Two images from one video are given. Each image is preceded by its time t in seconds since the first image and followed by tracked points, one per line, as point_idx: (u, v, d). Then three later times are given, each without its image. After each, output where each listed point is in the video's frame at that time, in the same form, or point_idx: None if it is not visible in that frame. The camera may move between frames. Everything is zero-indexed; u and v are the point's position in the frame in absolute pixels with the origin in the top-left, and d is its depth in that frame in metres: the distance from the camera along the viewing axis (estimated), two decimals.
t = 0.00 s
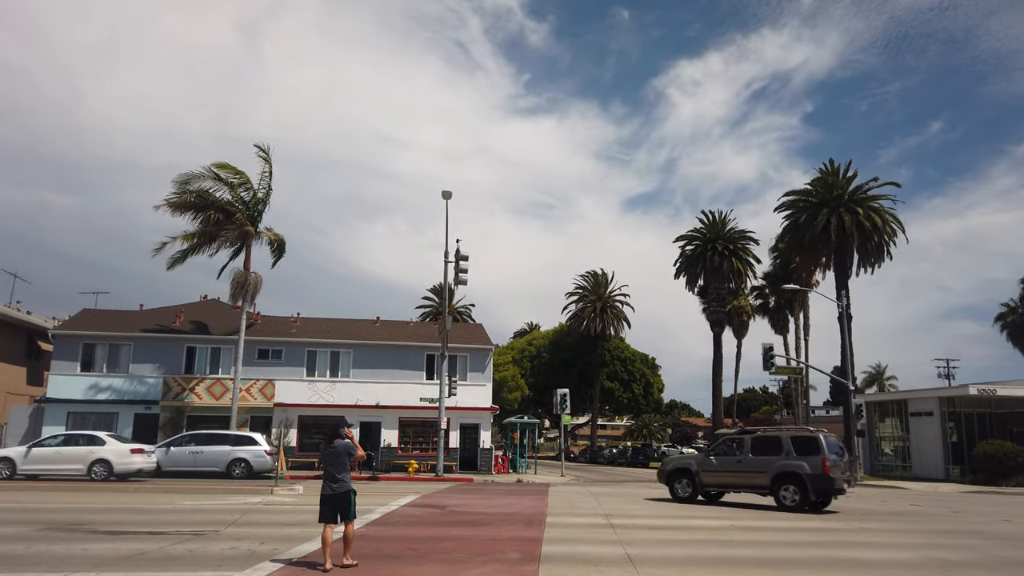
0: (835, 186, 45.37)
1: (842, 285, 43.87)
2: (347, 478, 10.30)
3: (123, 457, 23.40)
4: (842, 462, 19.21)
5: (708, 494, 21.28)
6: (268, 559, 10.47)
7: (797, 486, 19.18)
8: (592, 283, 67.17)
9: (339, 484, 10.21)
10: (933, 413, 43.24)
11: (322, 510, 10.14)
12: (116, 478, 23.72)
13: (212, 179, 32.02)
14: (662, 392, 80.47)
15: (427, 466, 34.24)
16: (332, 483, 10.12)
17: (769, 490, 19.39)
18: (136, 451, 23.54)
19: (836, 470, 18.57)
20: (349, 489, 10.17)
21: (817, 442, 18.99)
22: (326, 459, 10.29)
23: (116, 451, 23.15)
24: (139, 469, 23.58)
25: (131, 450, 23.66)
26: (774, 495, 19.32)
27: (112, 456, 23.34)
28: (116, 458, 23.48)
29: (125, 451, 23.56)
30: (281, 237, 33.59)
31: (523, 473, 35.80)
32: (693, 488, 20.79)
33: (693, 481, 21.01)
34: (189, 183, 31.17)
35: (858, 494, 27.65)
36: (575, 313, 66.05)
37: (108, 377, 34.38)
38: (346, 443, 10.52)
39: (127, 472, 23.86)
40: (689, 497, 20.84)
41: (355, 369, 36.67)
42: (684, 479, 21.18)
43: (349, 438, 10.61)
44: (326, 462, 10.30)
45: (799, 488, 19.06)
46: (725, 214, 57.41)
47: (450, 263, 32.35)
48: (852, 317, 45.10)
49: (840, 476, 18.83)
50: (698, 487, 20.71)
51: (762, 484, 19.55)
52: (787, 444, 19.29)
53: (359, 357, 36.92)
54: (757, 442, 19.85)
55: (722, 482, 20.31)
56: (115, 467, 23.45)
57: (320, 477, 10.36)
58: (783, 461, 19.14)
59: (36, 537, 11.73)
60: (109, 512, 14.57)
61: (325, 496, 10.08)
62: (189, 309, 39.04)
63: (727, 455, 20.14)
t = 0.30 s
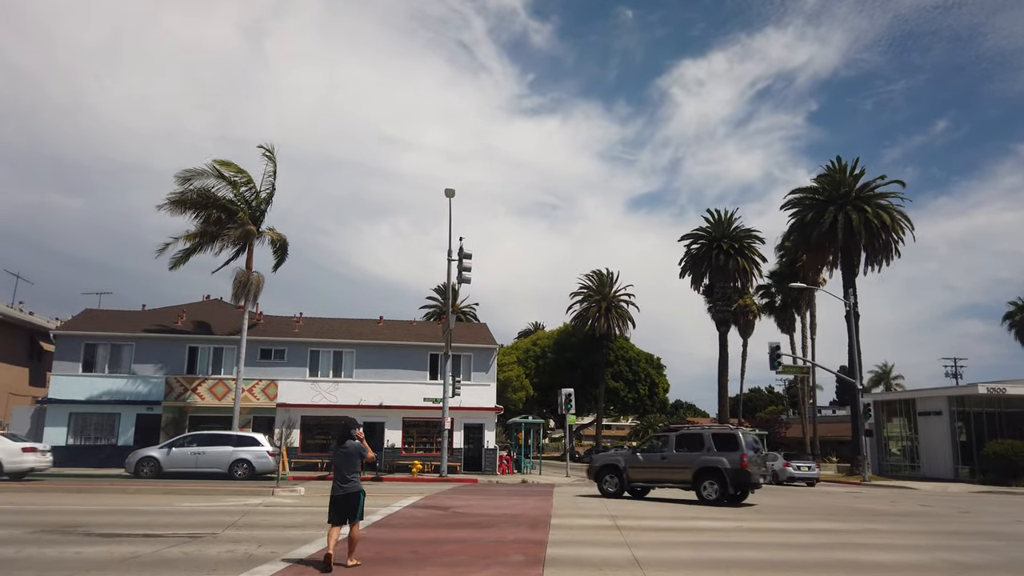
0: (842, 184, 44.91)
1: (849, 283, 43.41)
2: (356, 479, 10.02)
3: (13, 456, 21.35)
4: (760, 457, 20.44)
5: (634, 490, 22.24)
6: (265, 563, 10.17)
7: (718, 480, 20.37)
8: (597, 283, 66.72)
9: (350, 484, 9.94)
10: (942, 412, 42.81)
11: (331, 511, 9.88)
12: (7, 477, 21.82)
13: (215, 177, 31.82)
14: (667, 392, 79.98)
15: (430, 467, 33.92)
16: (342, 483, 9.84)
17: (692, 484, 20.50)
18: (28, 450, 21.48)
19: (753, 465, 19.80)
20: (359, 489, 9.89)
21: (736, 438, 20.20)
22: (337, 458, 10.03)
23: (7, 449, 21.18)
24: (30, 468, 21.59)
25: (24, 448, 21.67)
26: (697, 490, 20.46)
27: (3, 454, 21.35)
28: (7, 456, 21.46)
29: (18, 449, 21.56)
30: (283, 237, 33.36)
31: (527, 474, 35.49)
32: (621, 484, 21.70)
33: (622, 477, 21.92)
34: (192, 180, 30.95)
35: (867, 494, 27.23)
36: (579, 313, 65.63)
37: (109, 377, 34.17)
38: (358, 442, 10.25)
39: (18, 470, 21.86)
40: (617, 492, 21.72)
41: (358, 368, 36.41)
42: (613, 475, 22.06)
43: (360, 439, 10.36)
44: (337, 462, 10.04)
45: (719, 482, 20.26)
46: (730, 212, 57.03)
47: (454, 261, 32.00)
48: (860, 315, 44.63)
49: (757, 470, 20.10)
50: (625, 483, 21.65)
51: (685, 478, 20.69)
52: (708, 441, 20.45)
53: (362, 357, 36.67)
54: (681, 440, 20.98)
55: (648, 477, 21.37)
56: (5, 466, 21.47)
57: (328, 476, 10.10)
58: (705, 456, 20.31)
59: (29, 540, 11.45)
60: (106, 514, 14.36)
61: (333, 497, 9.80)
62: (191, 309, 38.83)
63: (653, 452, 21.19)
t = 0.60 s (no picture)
0: (856, 182, 44.47)
1: (863, 282, 42.98)
2: (376, 479, 9.90)
3: None
4: (688, 454, 21.75)
5: (569, 488, 23.11)
6: (275, 565, 10.04)
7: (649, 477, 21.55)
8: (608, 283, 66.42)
9: (371, 483, 9.79)
10: (958, 412, 42.36)
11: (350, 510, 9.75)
12: None
13: (226, 178, 31.82)
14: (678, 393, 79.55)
15: (441, 468, 33.84)
16: (363, 481, 9.72)
17: (626, 480, 21.51)
18: None
19: (683, 461, 21.10)
20: (379, 489, 9.78)
21: (668, 437, 21.44)
22: (358, 456, 9.92)
23: None
24: None
25: None
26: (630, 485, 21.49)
27: None
28: None
29: None
30: (294, 238, 33.36)
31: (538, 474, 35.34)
32: (558, 482, 22.50)
33: (558, 475, 22.75)
34: (203, 182, 30.98)
35: (884, 496, 26.88)
36: (590, 313, 65.38)
37: (122, 378, 34.25)
38: (378, 443, 10.15)
39: None
40: (554, 490, 22.47)
41: (369, 369, 36.35)
42: (549, 474, 22.84)
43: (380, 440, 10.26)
44: (357, 461, 9.92)
45: (651, 479, 21.37)
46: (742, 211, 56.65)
47: (465, 261, 31.82)
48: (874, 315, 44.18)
49: (686, 466, 21.42)
50: (562, 481, 22.48)
51: (620, 475, 21.71)
52: (642, 439, 21.58)
53: (373, 357, 36.60)
54: (616, 439, 22.02)
55: (584, 474, 22.27)
56: None
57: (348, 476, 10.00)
58: (639, 454, 21.42)
59: (40, 542, 11.38)
60: (117, 515, 14.31)
61: (353, 494, 9.66)
62: (202, 310, 38.89)
63: (590, 451, 22.10)
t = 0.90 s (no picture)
0: (868, 182, 44.14)
1: (876, 282, 42.61)
2: (389, 479, 9.83)
3: None
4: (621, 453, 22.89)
5: (509, 485, 24.04)
6: (285, 566, 9.95)
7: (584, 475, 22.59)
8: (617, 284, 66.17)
9: (383, 482, 9.74)
10: (973, 413, 41.98)
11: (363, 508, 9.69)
12: None
13: (236, 180, 31.83)
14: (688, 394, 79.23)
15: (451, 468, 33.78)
16: (377, 481, 9.65)
17: (562, 478, 22.52)
18: None
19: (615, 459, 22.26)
20: (392, 489, 9.71)
21: (602, 437, 22.55)
22: (372, 455, 9.83)
23: None
24: None
25: None
26: (566, 483, 22.45)
27: None
28: None
29: None
30: (304, 238, 33.39)
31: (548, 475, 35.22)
32: (497, 480, 23.41)
33: (497, 473, 23.69)
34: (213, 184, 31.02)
35: (898, 498, 26.61)
36: (600, 314, 65.17)
37: (133, 378, 34.34)
38: (392, 443, 10.07)
39: None
40: (492, 488, 23.37)
41: (378, 370, 36.33)
42: (489, 472, 23.77)
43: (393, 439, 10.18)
44: (370, 460, 9.84)
45: (586, 477, 22.41)
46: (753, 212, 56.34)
47: (475, 261, 31.71)
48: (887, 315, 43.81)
49: (619, 465, 22.55)
50: (500, 479, 23.41)
51: (557, 474, 22.68)
52: (578, 439, 22.66)
53: (383, 358, 36.57)
54: (554, 439, 23.09)
55: (522, 473, 23.22)
56: None
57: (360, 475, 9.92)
58: (575, 453, 22.47)
59: (50, 542, 11.34)
60: (128, 515, 14.28)
61: (367, 493, 9.59)
62: (212, 310, 38.96)
63: (528, 450, 23.07)
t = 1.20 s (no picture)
0: (875, 178, 43.92)
1: (883, 279, 42.43)
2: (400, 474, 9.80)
3: None
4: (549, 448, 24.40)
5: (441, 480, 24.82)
6: (291, 563, 9.92)
7: (517, 468, 23.95)
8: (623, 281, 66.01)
9: (395, 476, 9.71)
10: (980, 410, 41.76)
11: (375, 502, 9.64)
12: None
13: (241, 178, 31.81)
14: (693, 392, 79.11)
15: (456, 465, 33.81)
16: (389, 475, 9.62)
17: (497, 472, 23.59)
18: None
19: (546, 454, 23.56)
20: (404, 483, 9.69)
21: (535, 433, 24.03)
22: (384, 450, 9.78)
23: None
24: None
25: None
26: (499, 477, 23.56)
27: None
28: None
29: None
30: (310, 235, 33.41)
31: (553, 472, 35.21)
32: (433, 474, 24.06)
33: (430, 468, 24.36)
34: (218, 182, 31.03)
35: (905, 495, 26.52)
36: (605, 311, 65.06)
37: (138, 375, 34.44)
38: (404, 438, 10.03)
39: None
40: (429, 482, 24.01)
41: (383, 367, 36.35)
42: (422, 467, 24.37)
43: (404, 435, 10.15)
44: (381, 454, 9.80)
45: (518, 471, 23.71)
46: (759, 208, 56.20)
47: (480, 258, 31.66)
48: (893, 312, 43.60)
49: (548, 460, 24.06)
50: (435, 473, 24.09)
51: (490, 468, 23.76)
52: (511, 435, 23.92)
53: (388, 355, 36.60)
54: (488, 434, 24.23)
55: (456, 467, 24.08)
56: None
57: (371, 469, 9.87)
58: (510, 448, 23.70)
59: (56, 538, 11.33)
60: (134, 512, 14.27)
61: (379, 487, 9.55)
62: (218, 308, 39.01)
63: (464, 444, 23.93)
